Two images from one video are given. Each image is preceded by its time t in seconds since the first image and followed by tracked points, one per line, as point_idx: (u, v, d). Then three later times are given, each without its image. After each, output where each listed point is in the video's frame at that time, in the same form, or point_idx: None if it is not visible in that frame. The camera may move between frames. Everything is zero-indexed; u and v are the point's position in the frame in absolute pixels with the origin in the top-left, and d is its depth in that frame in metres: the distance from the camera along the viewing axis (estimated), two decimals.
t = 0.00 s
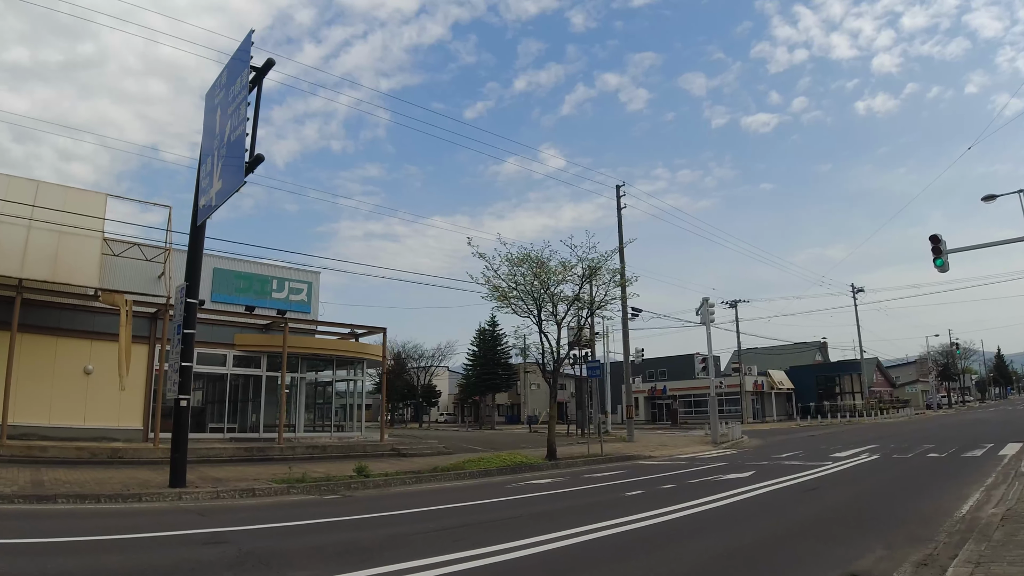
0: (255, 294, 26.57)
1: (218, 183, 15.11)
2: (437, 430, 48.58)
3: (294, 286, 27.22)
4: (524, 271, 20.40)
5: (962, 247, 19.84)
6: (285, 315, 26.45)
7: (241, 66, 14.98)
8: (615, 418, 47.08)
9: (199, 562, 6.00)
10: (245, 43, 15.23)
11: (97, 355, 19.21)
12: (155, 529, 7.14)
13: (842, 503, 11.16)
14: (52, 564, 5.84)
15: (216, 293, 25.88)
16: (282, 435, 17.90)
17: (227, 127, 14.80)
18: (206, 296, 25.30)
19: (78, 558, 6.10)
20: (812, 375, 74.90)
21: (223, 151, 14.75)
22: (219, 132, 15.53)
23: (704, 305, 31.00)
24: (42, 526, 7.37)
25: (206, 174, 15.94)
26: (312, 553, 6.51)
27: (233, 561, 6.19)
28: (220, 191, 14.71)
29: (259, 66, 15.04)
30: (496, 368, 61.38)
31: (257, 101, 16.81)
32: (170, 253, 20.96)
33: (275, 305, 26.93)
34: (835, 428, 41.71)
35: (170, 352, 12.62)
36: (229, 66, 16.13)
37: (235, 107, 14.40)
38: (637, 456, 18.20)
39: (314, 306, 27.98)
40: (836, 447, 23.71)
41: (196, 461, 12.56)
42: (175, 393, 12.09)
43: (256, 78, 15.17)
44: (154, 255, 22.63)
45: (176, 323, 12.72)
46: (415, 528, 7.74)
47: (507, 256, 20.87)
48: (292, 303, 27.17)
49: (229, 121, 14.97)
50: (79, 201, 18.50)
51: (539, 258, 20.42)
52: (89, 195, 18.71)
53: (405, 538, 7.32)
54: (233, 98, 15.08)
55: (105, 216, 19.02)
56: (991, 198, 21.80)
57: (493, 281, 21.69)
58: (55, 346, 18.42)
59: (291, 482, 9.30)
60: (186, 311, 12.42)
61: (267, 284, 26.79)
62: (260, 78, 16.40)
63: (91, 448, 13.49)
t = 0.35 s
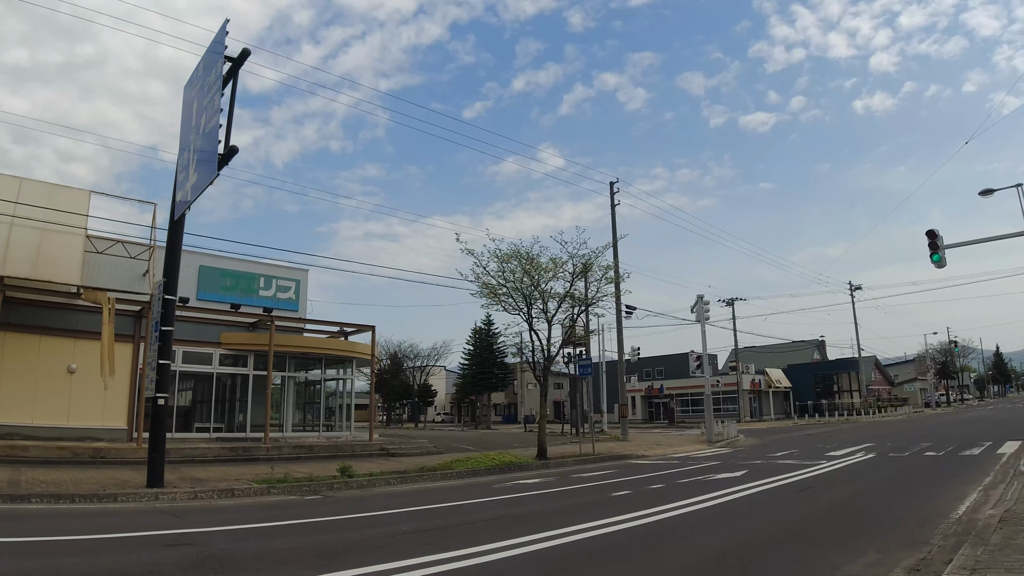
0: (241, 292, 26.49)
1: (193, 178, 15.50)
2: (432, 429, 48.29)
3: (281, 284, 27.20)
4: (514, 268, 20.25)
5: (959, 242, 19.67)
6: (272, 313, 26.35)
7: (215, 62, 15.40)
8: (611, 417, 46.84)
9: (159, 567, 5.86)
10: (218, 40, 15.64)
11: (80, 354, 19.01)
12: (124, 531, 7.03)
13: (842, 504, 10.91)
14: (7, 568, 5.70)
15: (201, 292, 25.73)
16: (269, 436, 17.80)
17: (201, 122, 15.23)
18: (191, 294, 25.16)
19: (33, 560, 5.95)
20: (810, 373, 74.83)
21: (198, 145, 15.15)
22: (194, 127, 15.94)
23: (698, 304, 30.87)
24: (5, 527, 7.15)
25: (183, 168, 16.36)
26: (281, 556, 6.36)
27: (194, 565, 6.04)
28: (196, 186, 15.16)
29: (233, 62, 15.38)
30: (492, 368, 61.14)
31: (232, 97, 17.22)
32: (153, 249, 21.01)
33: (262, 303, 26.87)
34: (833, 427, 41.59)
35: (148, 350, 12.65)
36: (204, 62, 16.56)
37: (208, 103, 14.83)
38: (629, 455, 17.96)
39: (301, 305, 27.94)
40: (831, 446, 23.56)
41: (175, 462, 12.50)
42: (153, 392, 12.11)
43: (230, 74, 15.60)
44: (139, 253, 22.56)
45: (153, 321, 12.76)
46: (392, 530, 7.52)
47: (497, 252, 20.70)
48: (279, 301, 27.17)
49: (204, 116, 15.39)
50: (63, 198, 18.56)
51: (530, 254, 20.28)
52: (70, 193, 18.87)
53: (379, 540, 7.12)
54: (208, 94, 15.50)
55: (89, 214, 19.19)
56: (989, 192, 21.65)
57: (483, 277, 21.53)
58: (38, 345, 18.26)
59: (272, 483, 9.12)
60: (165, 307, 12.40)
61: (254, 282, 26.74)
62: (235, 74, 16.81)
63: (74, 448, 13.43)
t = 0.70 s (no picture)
0: (223, 292, 26.25)
1: (163, 172, 15.93)
2: (421, 428, 47.90)
3: (264, 283, 26.97)
4: (498, 266, 20.10)
5: (950, 239, 19.60)
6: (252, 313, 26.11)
7: (183, 61, 16.00)
8: (603, 417, 46.67)
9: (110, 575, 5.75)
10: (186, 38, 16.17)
11: (60, 355, 18.82)
12: (84, 538, 6.95)
13: (829, 508, 10.76)
14: None
15: (182, 291, 25.51)
16: (250, 439, 17.65)
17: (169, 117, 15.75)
18: (171, 293, 24.95)
19: None
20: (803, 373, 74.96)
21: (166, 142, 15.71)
22: (165, 123, 16.41)
23: (689, 303, 30.75)
24: None
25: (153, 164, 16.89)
26: (239, 564, 6.24)
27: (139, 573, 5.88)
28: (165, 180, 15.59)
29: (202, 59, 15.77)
30: (483, 368, 60.92)
31: (202, 94, 17.77)
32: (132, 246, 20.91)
33: (245, 303, 26.63)
34: (826, 427, 41.49)
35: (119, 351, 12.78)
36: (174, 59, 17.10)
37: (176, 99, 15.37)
38: (617, 456, 17.79)
39: (284, 304, 27.72)
40: (823, 446, 23.41)
41: (151, 466, 12.34)
42: (122, 394, 12.21)
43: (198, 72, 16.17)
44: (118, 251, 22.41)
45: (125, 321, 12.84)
46: (360, 537, 7.35)
47: (483, 251, 20.54)
48: (261, 301, 26.94)
49: (172, 113, 15.96)
50: (38, 194, 19.02)
51: (515, 252, 20.13)
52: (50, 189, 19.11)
53: (339, 548, 6.94)
54: (176, 90, 16.01)
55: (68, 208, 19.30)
56: (981, 188, 21.58)
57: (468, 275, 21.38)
58: (15, 345, 18.03)
59: (248, 486, 9.24)
60: (136, 307, 12.53)
61: (236, 281, 26.50)
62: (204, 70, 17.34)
63: (50, 451, 13.32)
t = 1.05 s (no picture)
0: (199, 288, 25.92)
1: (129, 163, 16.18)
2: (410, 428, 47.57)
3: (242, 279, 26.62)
4: (481, 262, 19.91)
5: (939, 235, 19.54)
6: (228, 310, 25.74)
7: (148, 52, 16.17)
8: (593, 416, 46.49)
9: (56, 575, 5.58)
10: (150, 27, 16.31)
11: (32, 352, 18.48)
12: (38, 537, 6.78)
13: (813, 508, 10.61)
14: None
15: (157, 287, 25.17)
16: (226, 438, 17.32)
17: (135, 110, 16.01)
18: (145, 289, 24.61)
19: None
20: (792, 372, 75.13)
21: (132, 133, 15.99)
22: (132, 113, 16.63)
23: (677, 302, 30.61)
24: None
25: (120, 155, 17.17)
26: (192, 564, 6.06)
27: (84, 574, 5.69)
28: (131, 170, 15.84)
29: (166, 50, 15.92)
30: (472, 367, 60.70)
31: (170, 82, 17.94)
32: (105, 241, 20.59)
33: (222, 299, 26.28)
34: (816, 427, 41.38)
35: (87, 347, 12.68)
36: (141, 53, 17.37)
37: (142, 92, 15.63)
38: (601, 455, 17.63)
39: (263, 301, 27.37)
40: (813, 444, 23.25)
41: (123, 465, 12.13)
42: (91, 391, 12.13)
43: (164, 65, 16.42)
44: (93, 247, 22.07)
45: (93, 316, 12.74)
46: (321, 539, 7.13)
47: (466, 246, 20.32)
48: (238, 297, 26.56)
49: (138, 103, 16.15)
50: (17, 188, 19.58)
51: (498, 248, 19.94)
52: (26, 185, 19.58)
53: (298, 550, 6.66)
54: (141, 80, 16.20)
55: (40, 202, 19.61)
56: (970, 185, 21.54)
57: (451, 272, 21.16)
58: None
59: (217, 486, 9.09)
60: (104, 302, 12.45)
61: (213, 278, 26.15)
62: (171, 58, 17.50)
63: (20, 449, 13.05)
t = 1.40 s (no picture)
0: (172, 287, 25.58)
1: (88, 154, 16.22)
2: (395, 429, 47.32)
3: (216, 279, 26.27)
4: (459, 260, 19.75)
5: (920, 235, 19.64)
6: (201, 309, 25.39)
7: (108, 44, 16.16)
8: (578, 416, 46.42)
9: None
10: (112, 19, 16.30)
11: None
12: None
13: (793, 511, 10.57)
14: None
15: (128, 285, 24.84)
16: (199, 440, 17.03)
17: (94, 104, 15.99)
18: (116, 288, 24.27)
19: None
20: (776, 372, 75.57)
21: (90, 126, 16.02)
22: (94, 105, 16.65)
23: (660, 301, 30.59)
24: None
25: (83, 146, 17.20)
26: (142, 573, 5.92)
27: None
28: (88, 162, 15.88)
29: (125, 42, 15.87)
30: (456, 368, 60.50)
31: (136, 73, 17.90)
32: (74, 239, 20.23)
33: (196, 299, 25.94)
34: (801, 426, 41.53)
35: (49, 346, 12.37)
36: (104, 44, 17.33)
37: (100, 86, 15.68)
38: (581, 456, 17.57)
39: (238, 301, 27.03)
40: (795, 445, 23.27)
41: (90, 469, 11.91)
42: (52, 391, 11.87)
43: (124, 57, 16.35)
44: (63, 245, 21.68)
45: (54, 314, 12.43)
46: (278, 547, 6.98)
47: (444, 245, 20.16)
48: (212, 297, 26.21)
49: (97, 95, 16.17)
50: None
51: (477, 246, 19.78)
52: None
53: (254, 559, 6.63)
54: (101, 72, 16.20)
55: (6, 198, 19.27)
56: (952, 184, 21.66)
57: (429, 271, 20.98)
58: None
59: (182, 490, 8.91)
60: (65, 300, 12.14)
61: (186, 277, 25.81)
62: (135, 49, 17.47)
63: None
